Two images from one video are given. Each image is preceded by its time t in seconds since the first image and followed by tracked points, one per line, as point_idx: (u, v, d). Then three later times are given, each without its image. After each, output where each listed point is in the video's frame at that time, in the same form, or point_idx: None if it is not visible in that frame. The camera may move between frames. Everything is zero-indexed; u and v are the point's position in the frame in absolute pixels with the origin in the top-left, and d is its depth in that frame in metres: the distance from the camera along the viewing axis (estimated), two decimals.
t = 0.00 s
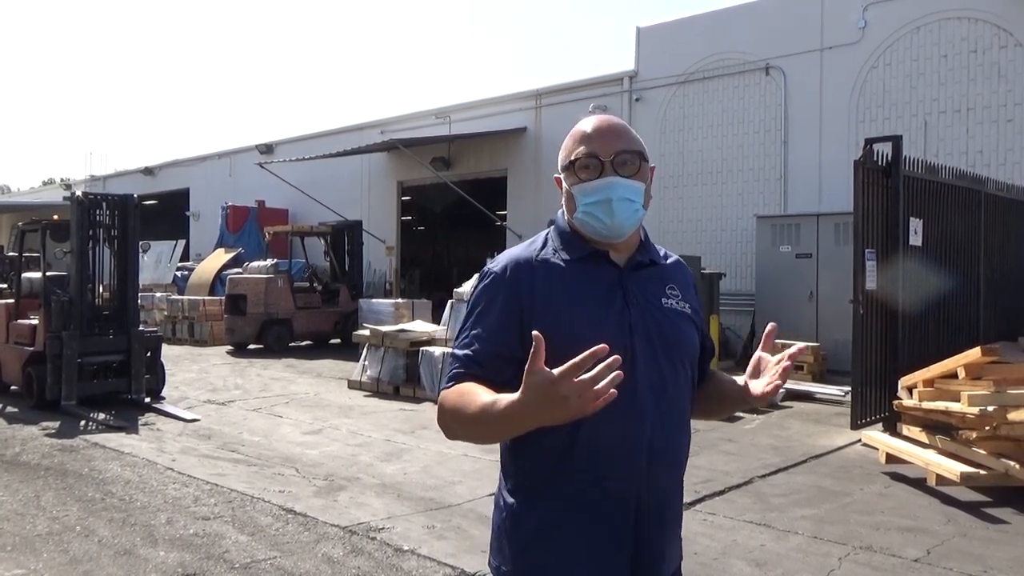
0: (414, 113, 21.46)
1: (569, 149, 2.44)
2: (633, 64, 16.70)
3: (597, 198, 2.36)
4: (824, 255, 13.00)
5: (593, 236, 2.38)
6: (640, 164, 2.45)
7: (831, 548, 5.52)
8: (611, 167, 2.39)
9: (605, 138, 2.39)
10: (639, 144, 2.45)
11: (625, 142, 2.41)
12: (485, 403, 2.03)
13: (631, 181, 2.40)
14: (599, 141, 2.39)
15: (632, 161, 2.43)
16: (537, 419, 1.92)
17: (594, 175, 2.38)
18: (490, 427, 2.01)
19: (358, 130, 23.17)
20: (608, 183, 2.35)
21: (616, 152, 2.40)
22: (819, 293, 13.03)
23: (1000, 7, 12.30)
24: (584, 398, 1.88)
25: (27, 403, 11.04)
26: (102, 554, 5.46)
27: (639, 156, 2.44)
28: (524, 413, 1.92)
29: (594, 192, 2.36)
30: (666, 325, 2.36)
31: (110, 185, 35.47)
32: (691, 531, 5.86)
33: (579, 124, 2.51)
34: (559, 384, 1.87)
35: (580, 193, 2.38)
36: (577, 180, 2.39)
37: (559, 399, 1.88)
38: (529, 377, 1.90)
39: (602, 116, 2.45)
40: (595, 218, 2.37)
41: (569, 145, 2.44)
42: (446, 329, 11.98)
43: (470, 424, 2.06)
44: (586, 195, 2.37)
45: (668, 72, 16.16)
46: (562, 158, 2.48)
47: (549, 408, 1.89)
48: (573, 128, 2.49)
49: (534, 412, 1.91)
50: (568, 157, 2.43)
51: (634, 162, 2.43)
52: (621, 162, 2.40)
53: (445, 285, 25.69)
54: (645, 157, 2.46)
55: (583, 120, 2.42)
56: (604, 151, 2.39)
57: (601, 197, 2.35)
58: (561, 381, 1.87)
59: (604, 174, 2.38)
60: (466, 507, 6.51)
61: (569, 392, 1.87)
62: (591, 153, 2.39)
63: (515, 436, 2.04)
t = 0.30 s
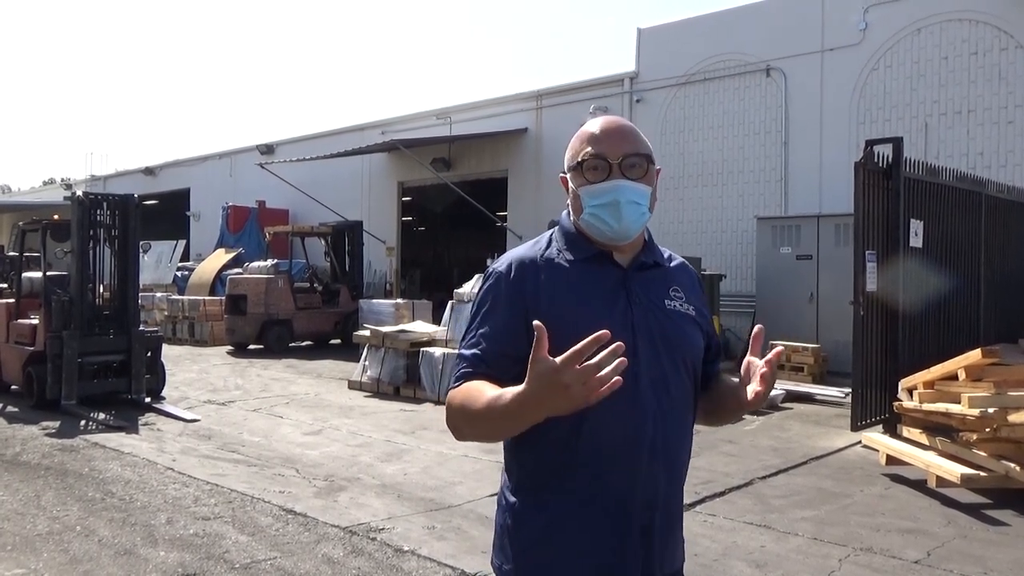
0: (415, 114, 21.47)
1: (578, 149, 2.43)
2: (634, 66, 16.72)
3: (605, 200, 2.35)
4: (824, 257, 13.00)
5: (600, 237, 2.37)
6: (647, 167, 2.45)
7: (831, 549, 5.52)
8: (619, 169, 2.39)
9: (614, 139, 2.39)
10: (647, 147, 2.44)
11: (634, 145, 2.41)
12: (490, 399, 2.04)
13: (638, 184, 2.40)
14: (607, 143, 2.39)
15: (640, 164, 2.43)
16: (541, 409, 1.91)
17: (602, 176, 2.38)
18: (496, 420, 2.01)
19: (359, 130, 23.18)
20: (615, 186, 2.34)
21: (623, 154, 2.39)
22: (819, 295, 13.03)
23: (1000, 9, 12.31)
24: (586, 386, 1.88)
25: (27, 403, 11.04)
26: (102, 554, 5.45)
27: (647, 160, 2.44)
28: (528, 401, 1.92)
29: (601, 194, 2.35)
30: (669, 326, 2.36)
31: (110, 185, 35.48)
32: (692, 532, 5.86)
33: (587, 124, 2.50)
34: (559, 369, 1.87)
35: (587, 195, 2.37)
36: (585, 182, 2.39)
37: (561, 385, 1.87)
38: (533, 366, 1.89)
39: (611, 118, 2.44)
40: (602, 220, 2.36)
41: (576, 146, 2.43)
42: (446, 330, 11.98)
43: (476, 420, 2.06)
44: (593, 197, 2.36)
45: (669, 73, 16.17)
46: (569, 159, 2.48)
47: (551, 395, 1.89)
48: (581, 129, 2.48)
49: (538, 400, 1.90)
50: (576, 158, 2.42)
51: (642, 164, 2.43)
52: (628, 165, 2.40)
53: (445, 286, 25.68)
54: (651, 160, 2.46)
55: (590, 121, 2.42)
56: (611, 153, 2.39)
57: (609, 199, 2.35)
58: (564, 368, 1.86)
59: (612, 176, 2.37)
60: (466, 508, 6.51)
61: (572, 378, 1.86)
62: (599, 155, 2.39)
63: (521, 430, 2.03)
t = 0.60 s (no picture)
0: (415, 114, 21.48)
1: (579, 145, 2.44)
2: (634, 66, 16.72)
3: (607, 194, 2.35)
4: (824, 257, 13.00)
5: (602, 232, 2.37)
6: (650, 164, 2.45)
7: (831, 549, 5.52)
8: (621, 165, 2.39)
9: (616, 135, 2.40)
10: (649, 143, 2.45)
11: (635, 140, 2.41)
12: (477, 401, 2.05)
13: (641, 181, 2.40)
14: (609, 139, 2.40)
15: (642, 160, 2.43)
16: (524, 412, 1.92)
17: (603, 172, 2.38)
18: (485, 423, 2.02)
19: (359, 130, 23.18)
20: (616, 180, 2.35)
21: (625, 150, 2.40)
22: (819, 295, 13.03)
23: (1000, 9, 12.32)
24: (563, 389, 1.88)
25: (27, 402, 11.04)
26: (102, 553, 5.45)
27: (649, 157, 2.45)
28: (511, 404, 1.93)
29: (603, 189, 2.36)
30: (670, 326, 2.36)
31: (111, 185, 35.48)
32: (692, 532, 5.86)
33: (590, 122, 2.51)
34: (536, 373, 1.87)
35: (588, 190, 2.37)
36: (587, 177, 2.39)
37: (539, 390, 1.87)
38: (511, 370, 1.90)
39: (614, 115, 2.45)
40: (604, 215, 2.35)
41: (578, 142, 2.44)
42: (446, 329, 11.99)
43: (466, 423, 2.08)
44: (594, 192, 2.37)
45: (669, 73, 16.16)
46: (571, 155, 2.49)
47: (530, 399, 1.89)
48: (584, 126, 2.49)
49: (519, 404, 1.91)
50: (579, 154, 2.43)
51: (644, 160, 2.43)
52: (631, 162, 2.41)
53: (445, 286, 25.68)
54: (654, 157, 2.46)
55: (593, 117, 2.43)
56: (614, 148, 2.39)
57: (610, 194, 2.35)
58: (539, 372, 1.86)
59: (614, 171, 2.38)
60: (466, 508, 6.51)
61: (548, 382, 1.86)
62: (601, 151, 2.39)
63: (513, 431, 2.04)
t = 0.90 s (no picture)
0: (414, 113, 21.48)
1: (577, 146, 2.44)
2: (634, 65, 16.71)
3: (606, 196, 2.35)
4: (824, 257, 13.01)
5: (600, 234, 2.36)
6: (649, 165, 2.45)
7: (831, 549, 5.52)
8: (620, 167, 2.39)
9: (614, 136, 2.39)
10: (648, 144, 2.45)
11: (634, 142, 2.42)
12: (480, 406, 2.03)
13: (639, 182, 2.40)
14: (608, 140, 2.39)
15: (641, 161, 2.43)
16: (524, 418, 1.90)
17: (602, 174, 2.38)
18: (485, 425, 2.01)
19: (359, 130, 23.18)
20: (615, 183, 2.35)
21: (624, 151, 2.40)
22: (820, 294, 13.03)
23: (1001, 9, 12.31)
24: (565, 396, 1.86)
25: (27, 402, 11.03)
26: (102, 553, 5.45)
27: (648, 158, 2.45)
28: (513, 407, 1.92)
29: (602, 191, 2.35)
30: (669, 326, 2.36)
31: (112, 185, 35.48)
32: (692, 532, 5.86)
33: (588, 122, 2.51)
34: (539, 378, 1.85)
35: (587, 192, 2.37)
36: (585, 179, 2.39)
37: (541, 395, 1.86)
38: (513, 374, 1.89)
39: (613, 116, 2.45)
40: (601, 216, 2.35)
41: (576, 142, 2.44)
42: (446, 329, 11.99)
43: (465, 423, 2.07)
44: (593, 194, 2.36)
45: (668, 73, 16.19)
46: (570, 156, 2.48)
47: (534, 404, 1.88)
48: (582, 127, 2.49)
49: (523, 409, 1.90)
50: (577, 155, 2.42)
51: (643, 161, 2.43)
52: (629, 163, 2.41)
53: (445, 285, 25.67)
54: (652, 158, 2.46)
55: (591, 118, 2.42)
56: (612, 150, 2.39)
57: (608, 196, 2.35)
58: (542, 378, 1.85)
59: (613, 173, 2.38)
60: (466, 507, 6.51)
61: (552, 387, 1.85)
62: (600, 152, 2.39)
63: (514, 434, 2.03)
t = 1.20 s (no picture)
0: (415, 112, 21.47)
1: (577, 146, 2.43)
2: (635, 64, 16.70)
3: (606, 198, 2.34)
4: (825, 255, 13.01)
5: (601, 234, 2.35)
6: (648, 164, 2.45)
7: (832, 548, 5.52)
8: (620, 167, 2.39)
9: (615, 136, 2.39)
10: (647, 144, 2.45)
11: (634, 140, 2.41)
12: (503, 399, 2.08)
13: (640, 183, 2.40)
14: (608, 140, 2.39)
15: (641, 161, 2.43)
16: (568, 413, 2.00)
17: (603, 174, 2.37)
18: (508, 418, 2.06)
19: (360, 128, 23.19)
20: (616, 184, 2.34)
21: (624, 152, 2.40)
22: (820, 293, 13.03)
23: (1002, 7, 12.30)
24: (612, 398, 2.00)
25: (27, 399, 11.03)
26: (103, 551, 5.45)
27: (648, 157, 2.45)
28: (553, 401, 1.99)
29: (602, 192, 2.35)
30: (669, 325, 2.36)
31: (113, 184, 35.51)
32: (693, 531, 5.86)
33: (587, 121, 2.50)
34: (602, 373, 1.99)
35: (587, 193, 2.36)
36: (585, 179, 2.38)
37: (600, 392, 1.99)
38: (567, 368, 1.99)
39: (613, 115, 2.44)
40: (602, 217, 2.34)
41: (576, 141, 2.43)
42: (447, 328, 11.98)
43: (481, 415, 2.11)
44: (593, 195, 2.35)
45: (668, 72, 16.20)
46: (569, 155, 2.47)
47: (589, 400, 1.99)
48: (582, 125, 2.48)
49: (571, 403, 1.99)
50: (577, 155, 2.41)
51: (643, 161, 2.43)
52: (630, 163, 2.40)
53: (445, 284, 25.67)
54: (652, 157, 2.46)
55: (591, 118, 2.41)
56: (612, 150, 2.38)
57: (610, 197, 2.34)
58: (607, 374, 1.99)
59: (613, 174, 2.37)
60: (467, 506, 6.51)
61: (613, 385, 1.99)
62: (601, 152, 2.38)
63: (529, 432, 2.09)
